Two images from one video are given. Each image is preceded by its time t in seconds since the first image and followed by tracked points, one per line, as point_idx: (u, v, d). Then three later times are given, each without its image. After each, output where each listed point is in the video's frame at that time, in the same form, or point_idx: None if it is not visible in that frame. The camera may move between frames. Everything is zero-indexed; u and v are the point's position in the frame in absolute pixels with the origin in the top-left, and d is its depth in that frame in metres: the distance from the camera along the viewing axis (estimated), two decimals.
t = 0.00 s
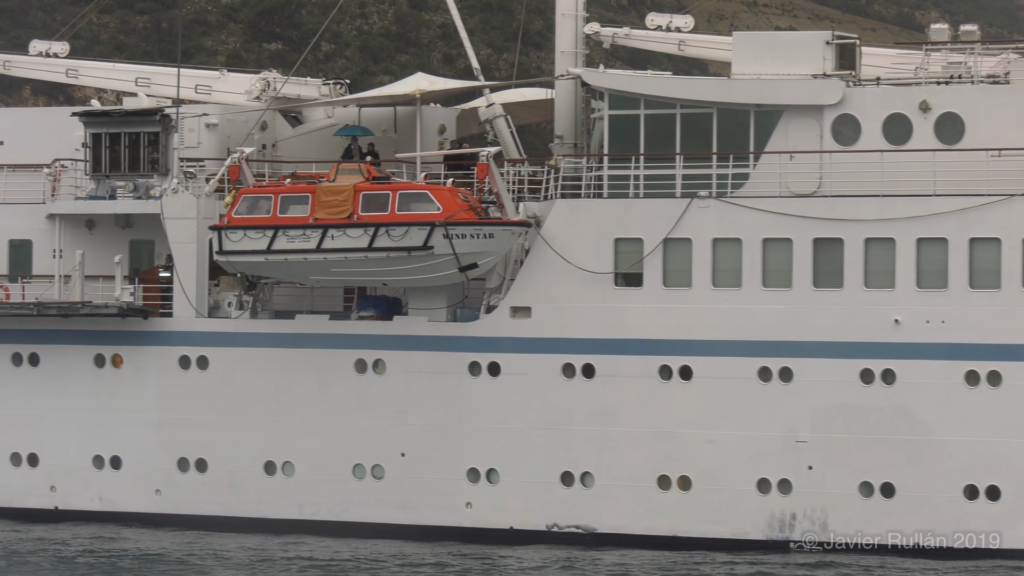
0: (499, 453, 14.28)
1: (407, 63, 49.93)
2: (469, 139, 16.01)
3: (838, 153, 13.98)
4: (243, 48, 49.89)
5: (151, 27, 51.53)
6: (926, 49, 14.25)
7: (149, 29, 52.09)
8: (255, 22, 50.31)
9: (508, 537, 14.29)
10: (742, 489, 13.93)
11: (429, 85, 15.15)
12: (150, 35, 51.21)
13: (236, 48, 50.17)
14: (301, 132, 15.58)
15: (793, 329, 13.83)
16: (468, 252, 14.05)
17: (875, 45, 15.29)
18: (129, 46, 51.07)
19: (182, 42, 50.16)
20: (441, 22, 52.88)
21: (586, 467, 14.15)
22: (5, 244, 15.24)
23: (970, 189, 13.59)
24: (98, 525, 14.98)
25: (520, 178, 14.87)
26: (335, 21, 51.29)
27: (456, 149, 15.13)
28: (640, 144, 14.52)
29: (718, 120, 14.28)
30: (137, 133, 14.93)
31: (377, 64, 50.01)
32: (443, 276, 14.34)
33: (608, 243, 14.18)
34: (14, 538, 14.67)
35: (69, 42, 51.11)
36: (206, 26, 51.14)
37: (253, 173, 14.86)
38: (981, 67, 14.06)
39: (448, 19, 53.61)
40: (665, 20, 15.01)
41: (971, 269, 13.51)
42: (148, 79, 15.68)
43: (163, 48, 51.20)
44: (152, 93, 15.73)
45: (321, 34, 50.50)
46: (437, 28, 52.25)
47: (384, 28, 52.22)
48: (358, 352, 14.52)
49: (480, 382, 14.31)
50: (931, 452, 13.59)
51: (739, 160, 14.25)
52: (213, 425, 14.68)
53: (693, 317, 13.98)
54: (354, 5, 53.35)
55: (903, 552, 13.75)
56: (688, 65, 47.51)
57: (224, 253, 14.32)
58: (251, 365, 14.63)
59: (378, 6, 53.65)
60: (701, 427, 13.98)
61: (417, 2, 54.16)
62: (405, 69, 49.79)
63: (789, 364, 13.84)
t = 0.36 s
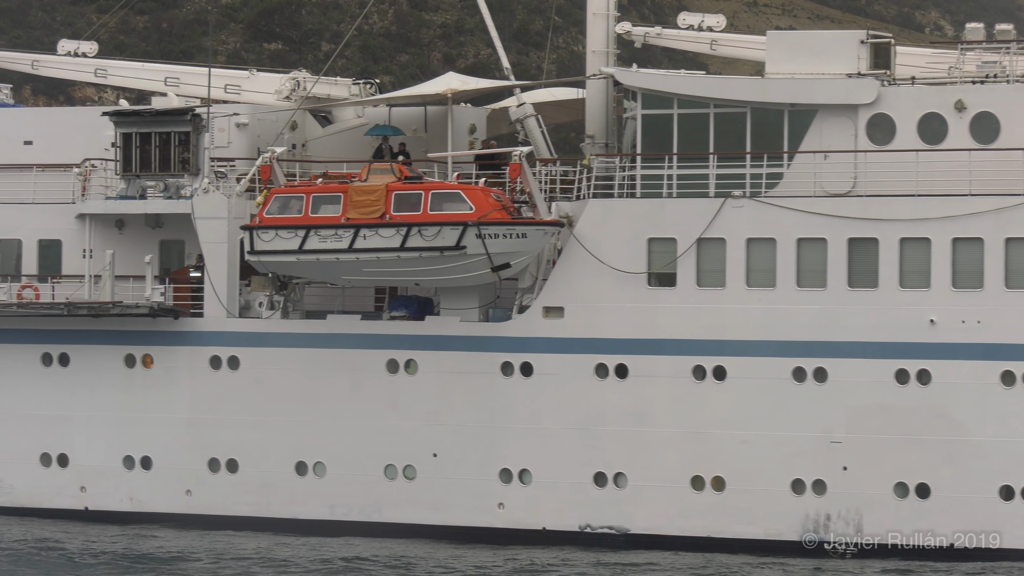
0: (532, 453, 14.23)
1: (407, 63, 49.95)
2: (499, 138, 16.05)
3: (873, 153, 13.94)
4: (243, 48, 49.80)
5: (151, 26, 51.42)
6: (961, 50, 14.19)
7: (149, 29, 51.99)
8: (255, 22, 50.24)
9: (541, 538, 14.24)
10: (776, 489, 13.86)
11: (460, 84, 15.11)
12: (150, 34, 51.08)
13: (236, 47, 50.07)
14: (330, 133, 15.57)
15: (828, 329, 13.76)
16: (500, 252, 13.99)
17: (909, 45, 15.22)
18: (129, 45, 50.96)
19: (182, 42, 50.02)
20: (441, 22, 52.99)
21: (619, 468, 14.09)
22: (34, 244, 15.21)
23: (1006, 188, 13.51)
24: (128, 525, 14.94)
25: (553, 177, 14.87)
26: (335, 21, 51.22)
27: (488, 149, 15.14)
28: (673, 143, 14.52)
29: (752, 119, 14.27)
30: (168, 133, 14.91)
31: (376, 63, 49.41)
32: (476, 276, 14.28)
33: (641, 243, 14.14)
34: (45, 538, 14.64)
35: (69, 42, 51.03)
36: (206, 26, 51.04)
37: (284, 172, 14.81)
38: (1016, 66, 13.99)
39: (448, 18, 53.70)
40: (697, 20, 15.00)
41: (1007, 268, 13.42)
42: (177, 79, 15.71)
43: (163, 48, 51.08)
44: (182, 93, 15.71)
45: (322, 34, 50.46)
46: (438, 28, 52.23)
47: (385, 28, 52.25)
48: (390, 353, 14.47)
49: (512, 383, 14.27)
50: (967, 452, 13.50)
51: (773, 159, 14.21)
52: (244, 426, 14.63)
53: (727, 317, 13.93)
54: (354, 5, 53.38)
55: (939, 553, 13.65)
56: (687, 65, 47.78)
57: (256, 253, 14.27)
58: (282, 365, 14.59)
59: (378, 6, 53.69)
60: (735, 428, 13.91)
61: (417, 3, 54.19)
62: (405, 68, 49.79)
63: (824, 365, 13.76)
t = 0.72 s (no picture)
0: (564, 454, 14.19)
1: (407, 63, 49.70)
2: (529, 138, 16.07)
3: (908, 152, 13.87)
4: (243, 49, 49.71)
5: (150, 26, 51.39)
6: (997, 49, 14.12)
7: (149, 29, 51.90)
8: (253, 21, 49.11)
9: (574, 539, 14.18)
10: (809, 490, 13.76)
11: (491, 83, 15.05)
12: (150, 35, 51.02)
13: (236, 48, 49.96)
14: (361, 133, 15.60)
15: (863, 329, 13.69)
16: (533, 252, 13.94)
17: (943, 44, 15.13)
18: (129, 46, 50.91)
19: (183, 42, 49.93)
20: (442, 21, 52.75)
21: (652, 469, 14.03)
22: (64, 244, 15.21)
23: None
24: (158, 526, 14.89)
25: (585, 177, 14.86)
26: (335, 21, 51.06)
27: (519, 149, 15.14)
28: (706, 143, 14.52)
29: (786, 118, 14.24)
30: (198, 132, 14.87)
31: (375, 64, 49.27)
32: (508, 276, 14.24)
33: (675, 243, 14.11)
34: (75, 538, 14.61)
35: (70, 44, 50.96)
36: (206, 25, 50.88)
37: (315, 172, 14.78)
38: None
39: (447, 19, 52.95)
40: (729, 19, 15.19)
41: None
42: (207, 78, 15.81)
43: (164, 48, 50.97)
44: (212, 93, 15.66)
45: (322, 34, 50.22)
46: (438, 28, 51.98)
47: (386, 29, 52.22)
48: (422, 353, 14.44)
49: (545, 383, 14.23)
50: (1003, 454, 13.36)
51: (807, 159, 14.18)
52: (275, 426, 14.60)
53: (761, 317, 13.89)
54: (355, 5, 53.30)
55: (976, 555, 13.51)
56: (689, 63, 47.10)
57: (287, 253, 14.24)
58: (314, 365, 14.55)
59: (380, 6, 53.57)
60: (769, 428, 13.84)
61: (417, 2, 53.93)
62: (404, 68, 49.61)
63: (858, 366, 13.68)
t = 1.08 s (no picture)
0: (598, 455, 14.14)
1: (406, 63, 49.51)
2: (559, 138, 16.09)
3: (944, 152, 13.81)
4: (243, 48, 49.54)
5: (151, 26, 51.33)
6: None
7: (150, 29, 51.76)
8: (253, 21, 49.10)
9: (607, 540, 14.13)
10: (844, 491, 13.70)
11: (523, 83, 14.97)
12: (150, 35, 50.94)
13: (236, 48, 49.82)
14: (391, 132, 15.65)
15: (897, 329, 13.63)
16: (567, 252, 13.88)
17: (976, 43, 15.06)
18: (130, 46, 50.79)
19: (183, 42, 49.77)
20: (442, 22, 51.94)
21: (686, 470, 13.99)
22: (94, 244, 15.22)
23: None
24: (189, 527, 14.86)
25: (618, 177, 14.83)
26: (335, 21, 50.91)
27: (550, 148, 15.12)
28: (740, 143, 14.51)
29: (821, 118, 14.24)
30: (229, 132, 14.82)
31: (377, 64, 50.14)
32: (541, 276, 14.18)
33: (709, 242, 14.09)
34: (106, 539, 14.58)
35: (70, 43, 50.81)
36: (205, 25, 50.80)
37: (346, 172, 14.75)
38: None
39: (446, 19, 52.28)
40: (761, 19, 15.42)
41: None
42: (235, 78, 16.00)
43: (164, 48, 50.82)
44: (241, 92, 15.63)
45: (321, 34, 50.06)
46: (436, 27, 51.69)
47: (386, 28, 52.10)
48: (454, 353, 14.40)
49: (578, 384, 14.19)
50: None
51: (842, 159, 14.13)
52: (307, 427, 14.57)
53: (795, 317, 13.84)
54: (354, 5, 53.04)
55: (1012, 556, 13.41)
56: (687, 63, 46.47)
57: (320, 253, 14.21)
58: (345, 366, 14.52)
59: (380, 6, 53.36)
60: (803, 429, 13.78)
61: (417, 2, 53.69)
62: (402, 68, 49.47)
63: (893, 366, 13.62)
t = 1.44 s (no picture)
0: (631, 456, 14.08)
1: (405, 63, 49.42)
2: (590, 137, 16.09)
3: (980, 151, 13.75)
4: (244, 48, 49.39)
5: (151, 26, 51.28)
6: None
7: (150, 29, 51.65)
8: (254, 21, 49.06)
9: (640, 541, 14.08)
10: (879, 492, 13.62)
11: (555, 82, 14.94)
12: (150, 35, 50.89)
13: (236, 48, 49.68)
14: (422, 132, 15.70)
15: (933, 329, 13.55)
16: (600, 252, 13.82)
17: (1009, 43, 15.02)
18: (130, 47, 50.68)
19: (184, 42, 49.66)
20: (441, 21, 52.35)
21: (719, 470, 13.93)
22: (124, 244, 15.23)
23: None
24: (220, 528, 14.81)
25: (651, 176, 14.82)
26: (335, 21, 50.82)
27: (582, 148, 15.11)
28: (774, 142, 14.53)
29: (855, 118, 14.24)
30: (261, 132, 14.83)
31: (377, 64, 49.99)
32: (574, 276, 14.14)
33: (743, 242, 14.07)
34: (138, 539, 14.54)
35: (69, 44, 50.66)
36: (206, 24, 50.76)
37: (378, 172, 14.72)
38: None
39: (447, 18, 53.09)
40: (793, 19, 15.53)
41: None
42: (266, 78, 16.22)
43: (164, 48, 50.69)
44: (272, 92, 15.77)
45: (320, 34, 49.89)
46: (438, 27, 51.95)
47: (385, 28, 51.94)
48: (486, 353, 14.35)
49: (611, 384, 14.15)
50: None
51: (876, 159, 14.11)
52: (338, 427, 14.52)
53: (829, 317, 13.78)
54: (354, 5, 52.82)
55: None
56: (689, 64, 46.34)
57: (351, 253, 14.17)
58: (377, 366, 14.48)
59: (379, 5, 53.16)
60: (837, 429, 13.71)
61: (417, 2, 53.57)
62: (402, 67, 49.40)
63: (929, 366, 13.53)
